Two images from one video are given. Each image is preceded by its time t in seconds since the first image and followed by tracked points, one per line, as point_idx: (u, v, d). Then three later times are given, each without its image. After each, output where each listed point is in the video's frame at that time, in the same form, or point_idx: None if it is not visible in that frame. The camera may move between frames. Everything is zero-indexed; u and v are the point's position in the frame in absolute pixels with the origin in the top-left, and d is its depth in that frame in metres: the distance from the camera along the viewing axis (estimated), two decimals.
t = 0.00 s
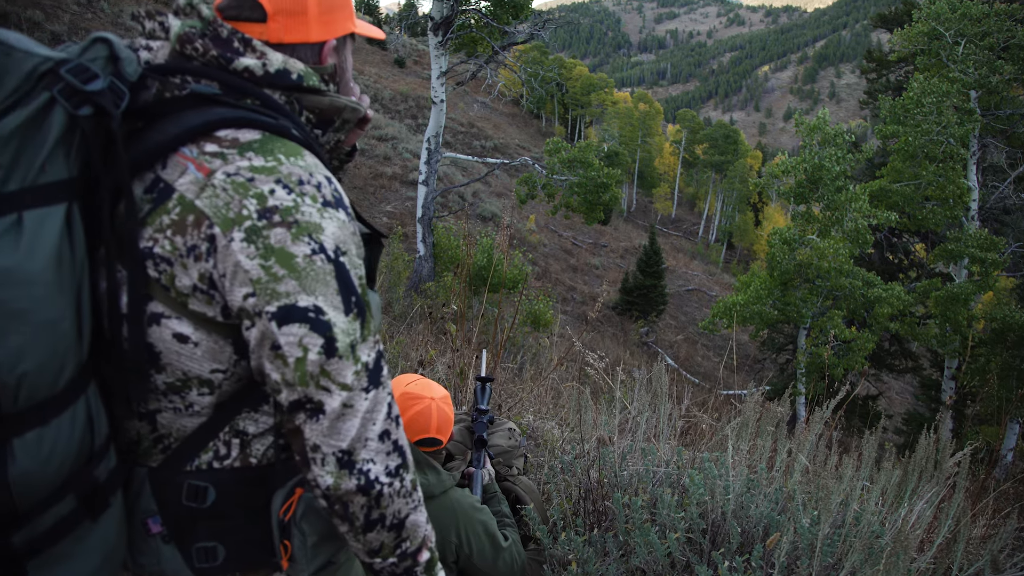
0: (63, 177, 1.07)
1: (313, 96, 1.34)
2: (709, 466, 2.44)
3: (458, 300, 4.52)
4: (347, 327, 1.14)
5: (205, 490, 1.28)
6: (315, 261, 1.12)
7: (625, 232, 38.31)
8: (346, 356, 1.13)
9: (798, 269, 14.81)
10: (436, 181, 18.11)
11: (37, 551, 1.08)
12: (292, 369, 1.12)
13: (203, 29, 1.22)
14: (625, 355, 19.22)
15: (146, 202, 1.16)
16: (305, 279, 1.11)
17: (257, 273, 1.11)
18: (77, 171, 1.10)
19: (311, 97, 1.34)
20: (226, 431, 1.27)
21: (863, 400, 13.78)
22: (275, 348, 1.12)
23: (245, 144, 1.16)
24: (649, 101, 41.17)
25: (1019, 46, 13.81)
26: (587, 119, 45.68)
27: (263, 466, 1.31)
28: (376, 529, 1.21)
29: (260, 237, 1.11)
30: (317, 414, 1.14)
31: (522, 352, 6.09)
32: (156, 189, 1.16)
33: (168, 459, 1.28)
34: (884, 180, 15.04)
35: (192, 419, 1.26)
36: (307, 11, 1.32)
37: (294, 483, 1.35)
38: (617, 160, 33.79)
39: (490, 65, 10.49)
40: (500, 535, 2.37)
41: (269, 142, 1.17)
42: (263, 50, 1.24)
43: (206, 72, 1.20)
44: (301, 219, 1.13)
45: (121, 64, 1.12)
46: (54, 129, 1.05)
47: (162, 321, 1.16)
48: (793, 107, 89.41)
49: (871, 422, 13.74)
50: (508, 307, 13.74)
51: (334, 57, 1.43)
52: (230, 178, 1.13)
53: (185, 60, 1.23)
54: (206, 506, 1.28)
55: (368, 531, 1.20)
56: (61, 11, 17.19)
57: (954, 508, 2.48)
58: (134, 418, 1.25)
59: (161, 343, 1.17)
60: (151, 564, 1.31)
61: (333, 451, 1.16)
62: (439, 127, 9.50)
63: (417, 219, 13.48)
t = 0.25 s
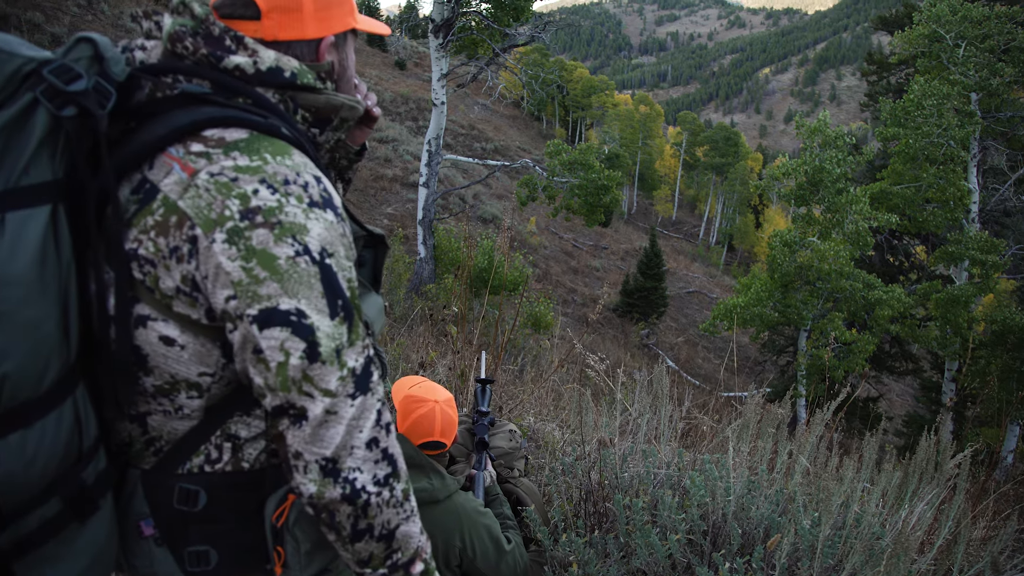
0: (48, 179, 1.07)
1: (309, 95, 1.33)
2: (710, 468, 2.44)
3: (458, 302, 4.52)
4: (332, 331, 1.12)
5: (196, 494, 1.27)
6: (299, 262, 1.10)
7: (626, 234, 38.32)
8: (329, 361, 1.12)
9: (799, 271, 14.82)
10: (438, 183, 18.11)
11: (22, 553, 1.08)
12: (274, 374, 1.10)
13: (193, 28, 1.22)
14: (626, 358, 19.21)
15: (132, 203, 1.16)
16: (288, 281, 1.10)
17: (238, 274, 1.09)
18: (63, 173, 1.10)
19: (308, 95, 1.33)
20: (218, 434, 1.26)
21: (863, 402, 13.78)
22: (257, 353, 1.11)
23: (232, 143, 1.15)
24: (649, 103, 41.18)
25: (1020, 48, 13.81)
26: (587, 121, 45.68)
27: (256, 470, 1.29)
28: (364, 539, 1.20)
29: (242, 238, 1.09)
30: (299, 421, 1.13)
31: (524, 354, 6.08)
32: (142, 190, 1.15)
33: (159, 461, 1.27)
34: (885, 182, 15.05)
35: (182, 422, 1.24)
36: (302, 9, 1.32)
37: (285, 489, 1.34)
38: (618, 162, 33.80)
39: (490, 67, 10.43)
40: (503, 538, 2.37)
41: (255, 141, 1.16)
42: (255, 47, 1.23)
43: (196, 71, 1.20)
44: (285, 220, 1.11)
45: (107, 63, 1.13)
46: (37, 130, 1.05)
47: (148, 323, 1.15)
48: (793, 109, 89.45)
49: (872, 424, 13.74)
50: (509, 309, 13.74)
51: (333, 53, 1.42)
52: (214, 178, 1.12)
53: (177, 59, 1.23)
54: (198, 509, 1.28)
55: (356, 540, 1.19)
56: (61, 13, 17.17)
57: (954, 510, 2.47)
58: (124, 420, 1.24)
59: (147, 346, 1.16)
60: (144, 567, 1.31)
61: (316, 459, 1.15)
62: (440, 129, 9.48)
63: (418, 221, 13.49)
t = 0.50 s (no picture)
0: (42, 180, 1.06)
1: (310, 95, 1.34)
2: (711, 467, 2.44)
3: (459, 302, 4.52)
4: (324, 336, 1.12)
5: (192, 496, 1.28)
6: (291, 267, 1.10)
7: (627, 234, 38.32)
8: (321, 368, 1.11)
9: (800, 271, 14.81)
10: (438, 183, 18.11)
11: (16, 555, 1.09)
12: (265, 379, 1.10)
13: (191, 28, 1.22)
14: (628, 358, 19.21)
15: (127, 205, 1.16)
16: (278, 285, 1.09)
17: (229, 278, 1.09)
18: (57, 174, 1.09)
19: (308, 95, 1.33)
20: (214, 438, 1.26)
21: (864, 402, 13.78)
22: (247, 357, 1.10)
23: (226, 145, 1.15)
24: (650, 103, 41.15)
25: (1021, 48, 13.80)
26: (589, 121, 45.67)
27: (252, 475, 1.29)
28: (356, 548, 1.19)
29: (233, 242, 1.09)
30: (289, 427, 1.13)
31: (525, 354, 6.08)
32: (137, 192, 1.15)
33: (155, 464, 1.27)
34: (886, 183, 15.05)
35: (178, 425, 1.24)
36: (306, 8, 1.32)
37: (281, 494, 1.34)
38: (619, 162, 33.78)
39: (492, 67, 10.46)
40: (504, 541, 2.37)
41: (250, 143, 1.16)
42: (253, 47, 1.24)
43: (193, 71, 1.20)
44: (277, 223, 1.11)
45: (102, 64, 1.11)
46: (30, 131, 1.04)
47: (142, 326, 1.15)
48: (795, 109, 89.45)
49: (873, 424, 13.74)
50: (510, 310, 13.73)
51: (338, 53, 1.42)
52: (207, 181, 1.11)
53: (176, 59, 1.23)
54: (193, 511, 1.28)
55: (347, 549, 1.19)
56: (63, 13, 17.17)
57: (955, 510, 2.47)
58: (121, 421, 1.24)
59: (141, 349, 1.16)
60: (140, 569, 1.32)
61: (306, 467, 1.15)
62: (441, 129, 9.48)
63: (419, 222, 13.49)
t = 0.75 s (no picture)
0: (49, 183, 1.06)
1: (312, 97, 1.34)
2: (712, 467, 2.44)
3: (459, 302, 4.52)
4: (335, 337, 1.12)
5: (200, 499, 1.27)
6: (303, 269, 1.10)
7: (627, 234, 38.32)
8: (333, 369, 1.12)
9: (800, 271, 14.81)
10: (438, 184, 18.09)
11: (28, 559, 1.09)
12: (277, 381, 1.10)
13: (196, 30, 1.22)
14: (628, 359, 19.22)
15: (134, 207, 1.16)
16: (290, 287, 1.09)
17: (241, 281, 1.09)
18: (63, 177, 1.09)
19: (310, 97, 1.34)
20: (222, 439, 1.26)
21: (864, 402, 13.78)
22: (259, 359, 1.10)
23: (234, 147, 1.15)
24: (650, 103, 41.14)
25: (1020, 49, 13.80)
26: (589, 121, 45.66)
27: (260, 475, 1.30)
28: (365, 547, 1.20)
29: (245, 244, 1.09)
30: (301, 428, 1.12)
31: (525, 354, 6.08)
32: (144, 194, 1.15)
33: (163, 467, 1.26)
34: (886, 183, 15.05)
35: (186, 427, 1.24)
36: (310, 11, 1.32)
37: (288, 494, 1.34)
38: (619, 162, 33.78)
39: (492, 68, 10.46)
40: (504, 541, 2.37)
41: (259, 146, 1.16)
42: (258, 49, 1.24)
43: (198, 72, 1.20)
44: (288, 226, 1.11)
45: (107, 65, 1.12)
46: (37, 133, 1.04)
47: (150, 328, 1.15)
48: (795, 109, 89.44)
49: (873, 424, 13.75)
50: (510, 310, 13.73)
51: (340, 56, 1.43)
52: (216, 183, 1.12)
53: (180, 60, 1.23)
54: (202, 514, 1.28)
55: (357, 548, 1.19)
56: (62, 13, 17.17)
57: (955, 509, 2.47)
58: (128, 425, 1.23)
59: (150, 351, 1.16)
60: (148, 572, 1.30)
61: (317, 467, 1.14)
62: (441, 129, 9.48)
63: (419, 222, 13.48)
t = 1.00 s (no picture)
0: (66, 188, 1.05)
1: (316, 98, 1.34)
2: (712, 468, 2.43)
3: (459, 302, 4.51)
4: (360, 333, 1.14)
5: (221, 498, 1.28)
6: (328, 267, 1.12)
7: (627, 235, 38.32)
8: (361, 363, 1.13)
9: (800, 271, 14.80)
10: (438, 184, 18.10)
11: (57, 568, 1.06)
12: (307, 377, 1.10)
13: (203, 32, 1.21)
14: (627, 359, 19.21)
15: (152, 210, 1.15)
16: (318, 285, 1.11)
17: (270, 280, 1.10)
18: (82, 181, 1.08)
19: (315, 99, 1.35)
20: (240, 438, 1.27)
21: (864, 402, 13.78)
22: (289, 356, 1.11)
23: (253, 149, 1.15)
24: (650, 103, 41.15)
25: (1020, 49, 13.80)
26: (588, 121, 45.65)
27: (279, 471, 1.31)
28: (391, 533, 1.19)
29: (272, 244, 1.10)
30: (331, 421, 1.12)
31: (524, 354, 6.08)
32: (163, 198, 1.15)
33: (182, 469, 1.26)
34: (886, 183, 15.06)
35: (206, 428, 1.24)
36: (314, 14, 1.33)
37: (307, 488, 1.35)
38: (619, 162, 33.79)
39: (492, 68, 10.45)
40: (504, 541, 2.36)
41: (277, 146, 1.17)
42: (266, 51, 1.24)
43: (208, 75, 1.19)
44: (312, 225, 1.12)
45: (122, 69, 1.11)
46: (56, 138, 1.02)
47: (173, 330, 1.15)
48: (795, 110, 89.45)
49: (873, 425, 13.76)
50: (510, 310, 13.73)
51: (339, 58, 1.44)
52: (239, 184, 1.12)
53: (185, 62, 1.22)
54: (223, 513, 1.28)
55: (383, 535, 1.18)
56: (63, 13, 17.16)
57: (955, 510, 2.46)
58: (145, 429, 1.22)
59: (173, 353, 1.16)
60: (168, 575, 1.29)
61: (349, 457, 1.14)
62: (440, 129, 9.48)
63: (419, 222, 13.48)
